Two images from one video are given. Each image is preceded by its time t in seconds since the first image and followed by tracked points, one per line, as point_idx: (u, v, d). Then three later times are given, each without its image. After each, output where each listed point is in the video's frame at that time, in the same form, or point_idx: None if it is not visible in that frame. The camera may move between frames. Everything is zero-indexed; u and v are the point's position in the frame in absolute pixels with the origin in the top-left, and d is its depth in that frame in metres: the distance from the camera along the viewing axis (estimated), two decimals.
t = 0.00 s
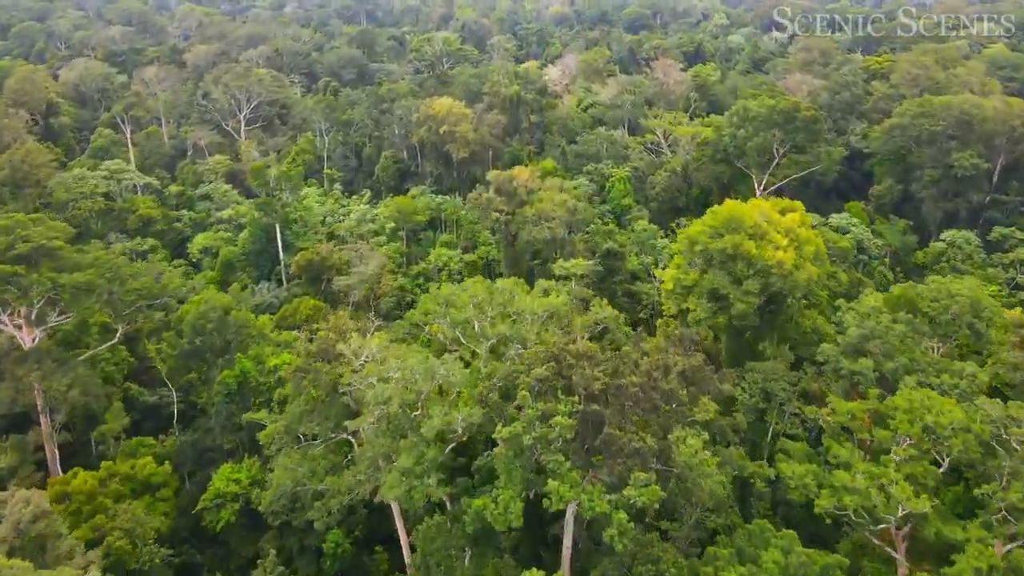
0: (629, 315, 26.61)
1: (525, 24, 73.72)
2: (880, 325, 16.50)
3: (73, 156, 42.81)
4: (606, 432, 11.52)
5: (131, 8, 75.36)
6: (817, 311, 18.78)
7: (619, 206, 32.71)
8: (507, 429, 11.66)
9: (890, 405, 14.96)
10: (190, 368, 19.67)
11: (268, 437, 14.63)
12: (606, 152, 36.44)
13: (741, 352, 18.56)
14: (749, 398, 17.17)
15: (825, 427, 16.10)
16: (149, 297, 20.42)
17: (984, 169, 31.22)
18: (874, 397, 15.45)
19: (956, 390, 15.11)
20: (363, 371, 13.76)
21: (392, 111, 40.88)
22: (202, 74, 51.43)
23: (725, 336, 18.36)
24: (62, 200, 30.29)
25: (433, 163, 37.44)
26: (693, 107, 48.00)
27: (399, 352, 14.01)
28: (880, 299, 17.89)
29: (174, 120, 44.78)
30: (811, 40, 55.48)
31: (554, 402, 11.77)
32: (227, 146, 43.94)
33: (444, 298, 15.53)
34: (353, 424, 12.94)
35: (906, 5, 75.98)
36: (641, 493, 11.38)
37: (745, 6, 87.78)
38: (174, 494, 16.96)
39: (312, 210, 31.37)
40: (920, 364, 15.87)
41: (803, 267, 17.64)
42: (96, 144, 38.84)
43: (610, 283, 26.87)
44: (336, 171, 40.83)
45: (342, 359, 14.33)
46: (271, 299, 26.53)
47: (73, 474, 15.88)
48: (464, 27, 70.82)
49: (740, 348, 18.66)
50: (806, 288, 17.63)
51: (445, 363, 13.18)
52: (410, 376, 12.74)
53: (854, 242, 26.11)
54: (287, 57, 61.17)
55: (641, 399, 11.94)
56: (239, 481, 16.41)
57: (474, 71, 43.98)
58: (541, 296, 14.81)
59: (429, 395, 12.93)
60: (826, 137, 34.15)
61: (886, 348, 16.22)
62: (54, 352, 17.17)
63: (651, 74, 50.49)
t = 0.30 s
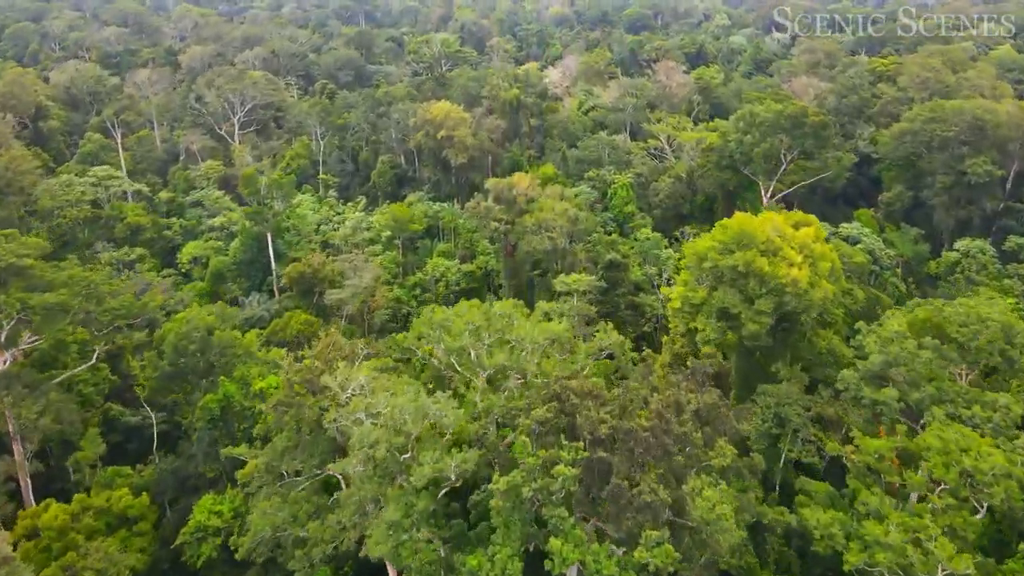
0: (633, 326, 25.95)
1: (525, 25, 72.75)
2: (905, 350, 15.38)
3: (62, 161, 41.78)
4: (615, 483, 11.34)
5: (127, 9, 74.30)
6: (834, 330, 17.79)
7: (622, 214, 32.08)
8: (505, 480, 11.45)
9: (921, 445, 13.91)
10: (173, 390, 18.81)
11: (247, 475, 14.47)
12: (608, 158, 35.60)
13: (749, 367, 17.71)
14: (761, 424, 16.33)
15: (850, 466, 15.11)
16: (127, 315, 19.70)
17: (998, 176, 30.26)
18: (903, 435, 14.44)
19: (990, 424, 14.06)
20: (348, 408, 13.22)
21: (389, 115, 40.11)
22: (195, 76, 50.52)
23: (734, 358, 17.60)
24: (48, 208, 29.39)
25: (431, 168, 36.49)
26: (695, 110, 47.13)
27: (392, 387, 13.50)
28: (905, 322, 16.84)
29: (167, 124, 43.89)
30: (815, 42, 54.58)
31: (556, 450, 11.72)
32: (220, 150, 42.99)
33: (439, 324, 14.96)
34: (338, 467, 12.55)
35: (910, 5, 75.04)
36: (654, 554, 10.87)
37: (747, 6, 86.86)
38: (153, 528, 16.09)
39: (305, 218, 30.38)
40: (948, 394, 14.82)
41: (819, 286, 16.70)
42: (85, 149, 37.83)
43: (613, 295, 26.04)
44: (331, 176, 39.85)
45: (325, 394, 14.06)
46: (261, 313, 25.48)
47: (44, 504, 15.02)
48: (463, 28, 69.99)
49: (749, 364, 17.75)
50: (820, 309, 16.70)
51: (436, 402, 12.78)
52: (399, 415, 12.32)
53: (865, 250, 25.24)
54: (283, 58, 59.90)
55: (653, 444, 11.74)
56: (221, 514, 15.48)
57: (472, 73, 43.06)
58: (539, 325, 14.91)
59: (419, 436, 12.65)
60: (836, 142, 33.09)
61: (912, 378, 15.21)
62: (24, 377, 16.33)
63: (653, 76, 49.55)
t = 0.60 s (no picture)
0: (634, 340, 25.12)
1: (525, 26, 71.64)
2: (933, 381, 14.24)
3: (51, 166, 40.64)
4: (626, 546, 10.95)
5: (121, 10, 72.99)
6: (852, 350, 16.82)
7: (626, 221, 31.40)
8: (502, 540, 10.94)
9: (956, 490, 12.49)
10: (153, 415, 17.74)
11: (223, 517, 13.70)
12: (611, 163, 34.96)
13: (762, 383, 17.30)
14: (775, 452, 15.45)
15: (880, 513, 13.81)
16: (104, 335, 19.57)
17: (1014, 184, 29.25)
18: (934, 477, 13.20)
19: None
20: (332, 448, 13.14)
21: (386, 120, 39.23)
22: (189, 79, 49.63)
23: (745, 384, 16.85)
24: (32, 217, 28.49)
25: (427, 174, 35.25)
26: (699, 114, 46.24)
27: (378, 424, 13.45)
28: (931, 351, 15.78)
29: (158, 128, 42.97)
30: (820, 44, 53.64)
31: (559, 509, 11.23)
32: (213, 155, 42.01)
33: (433, 353, 14.92)
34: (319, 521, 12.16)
35: (914, 6, 74.06)
36: None
37: (749, 7, 85.80)
38: (128, 566, 15.11)
39: (296, 227, 29.33)
40: (982, 429, 13.61)
41: (837, 306, 15.68)
42: (73, 154, 36.90)
43: (616, 308, 25.16)
44: (325, 183, 39.05)
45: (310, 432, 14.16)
46: (250, 329, 24.51)
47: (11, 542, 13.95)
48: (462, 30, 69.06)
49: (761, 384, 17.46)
50: (837, 331, 15.68)
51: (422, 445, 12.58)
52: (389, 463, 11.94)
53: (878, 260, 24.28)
54: (278, 60, 58.76)
55: (668, 500, 11.34)
56: (201, 551, 14.49)
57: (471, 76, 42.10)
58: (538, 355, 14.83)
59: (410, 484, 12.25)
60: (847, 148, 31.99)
61: (939, 411, 14.01)
62: None
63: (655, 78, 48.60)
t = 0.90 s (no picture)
0: (637, 355, 24.33)
1: (525, 27, 70.60)
2: (967, 416, 13.36)
3: (40, 171, 39.70)
4: None
5: (116, 10, 71.93)
6: (871, 373, 15.89)
7: (629, 230, 30.49)
8: None
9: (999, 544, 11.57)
10: (132, 441, 16.84)
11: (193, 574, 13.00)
12: (613, 170, 33.97)
13: (775, 407, 16.62)
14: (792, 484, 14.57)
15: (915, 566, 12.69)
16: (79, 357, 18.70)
17: None
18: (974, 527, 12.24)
19: None
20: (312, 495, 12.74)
21: (382, 124, 38.31)
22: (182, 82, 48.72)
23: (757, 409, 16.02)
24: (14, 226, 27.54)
25: (424, 181, 34.32)
26: (702, 117, 45.29)
27: (363, 468, 12.98)
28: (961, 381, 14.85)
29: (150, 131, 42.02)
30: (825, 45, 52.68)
31: None
32: (206, 160, 41.09)
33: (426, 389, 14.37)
34: None
35: (919, 6, 73.08)
36: None
37: (751, 7, 84.74)
38: None
39: (289, 236, 28.41)
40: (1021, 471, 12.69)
41: (857, 329, 14.77)
42: (62, 160, 35.98)
43: (620, 322, 24.33)
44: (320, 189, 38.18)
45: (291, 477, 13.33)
46: (239, 345, 23.56)
47: None
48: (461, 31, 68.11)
49: (773, 409, 16.70)
50: (857, 356, 14.79)
51: (410, 501, 12.21)
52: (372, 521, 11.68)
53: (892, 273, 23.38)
54: (274, 62, 57.78)
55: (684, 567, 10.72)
56: None
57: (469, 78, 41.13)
58: (539, 392, 14.41)
59: (395, 544, 11.91)
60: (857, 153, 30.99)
61: (973, 450, 13.15)
62: None
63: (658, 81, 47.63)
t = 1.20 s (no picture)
0: (642, 371, 23.50)
1: (525, 28, 69.55)
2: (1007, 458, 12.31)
3: (27, 177, 38.71)
4: None
5: (110, 11, 70.84)
6: (893, 400, 14.94)
7: (631, 238, 29.60)
8: None
9: None
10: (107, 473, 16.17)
11: None
12: (615, 176, 32.97)
13: (790, 436, 15.67)
14: (810, 520, 13.61)
15: None
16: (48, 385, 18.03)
17: None
18: None
19: None
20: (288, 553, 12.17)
21: (379, 129, 37.40)
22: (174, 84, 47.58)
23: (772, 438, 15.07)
24: None
25: (421, 188, 33.39)
26: (706, 121, 44.24)
27: (345, 522, 12.47)
28: (995, 414, 13.83)
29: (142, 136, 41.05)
30: (829, 48, 51.83)
31: None
32: (198, 165, 40.13)
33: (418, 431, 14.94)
34: None
35: (923, 6, 72.20)
36: None
37: (753, 7, 83.70)
38: None
39: (280, 247, 27.47)
40: None
41: (881, 355, 13.78)
42: (49, 166, 35.00)
43: (624, 337, 23.43)
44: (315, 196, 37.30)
45: (266, 532, 12.65)
46: (227, 362, 22.61)
47: None
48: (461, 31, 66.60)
49: (788, 438, 15.76)
50: (881, 384, 13.83)
51: (395, 570, 11.52)
52: None
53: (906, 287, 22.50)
54: (270, 64, 56.76)
55: None
56: None
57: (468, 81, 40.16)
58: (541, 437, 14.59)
59: None
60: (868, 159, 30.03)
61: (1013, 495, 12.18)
62: None
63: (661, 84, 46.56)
